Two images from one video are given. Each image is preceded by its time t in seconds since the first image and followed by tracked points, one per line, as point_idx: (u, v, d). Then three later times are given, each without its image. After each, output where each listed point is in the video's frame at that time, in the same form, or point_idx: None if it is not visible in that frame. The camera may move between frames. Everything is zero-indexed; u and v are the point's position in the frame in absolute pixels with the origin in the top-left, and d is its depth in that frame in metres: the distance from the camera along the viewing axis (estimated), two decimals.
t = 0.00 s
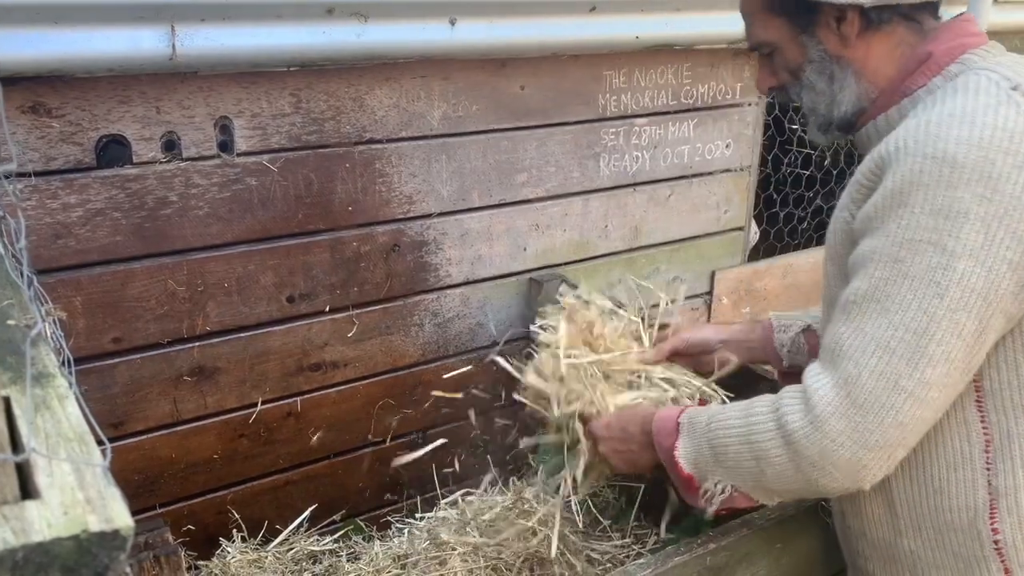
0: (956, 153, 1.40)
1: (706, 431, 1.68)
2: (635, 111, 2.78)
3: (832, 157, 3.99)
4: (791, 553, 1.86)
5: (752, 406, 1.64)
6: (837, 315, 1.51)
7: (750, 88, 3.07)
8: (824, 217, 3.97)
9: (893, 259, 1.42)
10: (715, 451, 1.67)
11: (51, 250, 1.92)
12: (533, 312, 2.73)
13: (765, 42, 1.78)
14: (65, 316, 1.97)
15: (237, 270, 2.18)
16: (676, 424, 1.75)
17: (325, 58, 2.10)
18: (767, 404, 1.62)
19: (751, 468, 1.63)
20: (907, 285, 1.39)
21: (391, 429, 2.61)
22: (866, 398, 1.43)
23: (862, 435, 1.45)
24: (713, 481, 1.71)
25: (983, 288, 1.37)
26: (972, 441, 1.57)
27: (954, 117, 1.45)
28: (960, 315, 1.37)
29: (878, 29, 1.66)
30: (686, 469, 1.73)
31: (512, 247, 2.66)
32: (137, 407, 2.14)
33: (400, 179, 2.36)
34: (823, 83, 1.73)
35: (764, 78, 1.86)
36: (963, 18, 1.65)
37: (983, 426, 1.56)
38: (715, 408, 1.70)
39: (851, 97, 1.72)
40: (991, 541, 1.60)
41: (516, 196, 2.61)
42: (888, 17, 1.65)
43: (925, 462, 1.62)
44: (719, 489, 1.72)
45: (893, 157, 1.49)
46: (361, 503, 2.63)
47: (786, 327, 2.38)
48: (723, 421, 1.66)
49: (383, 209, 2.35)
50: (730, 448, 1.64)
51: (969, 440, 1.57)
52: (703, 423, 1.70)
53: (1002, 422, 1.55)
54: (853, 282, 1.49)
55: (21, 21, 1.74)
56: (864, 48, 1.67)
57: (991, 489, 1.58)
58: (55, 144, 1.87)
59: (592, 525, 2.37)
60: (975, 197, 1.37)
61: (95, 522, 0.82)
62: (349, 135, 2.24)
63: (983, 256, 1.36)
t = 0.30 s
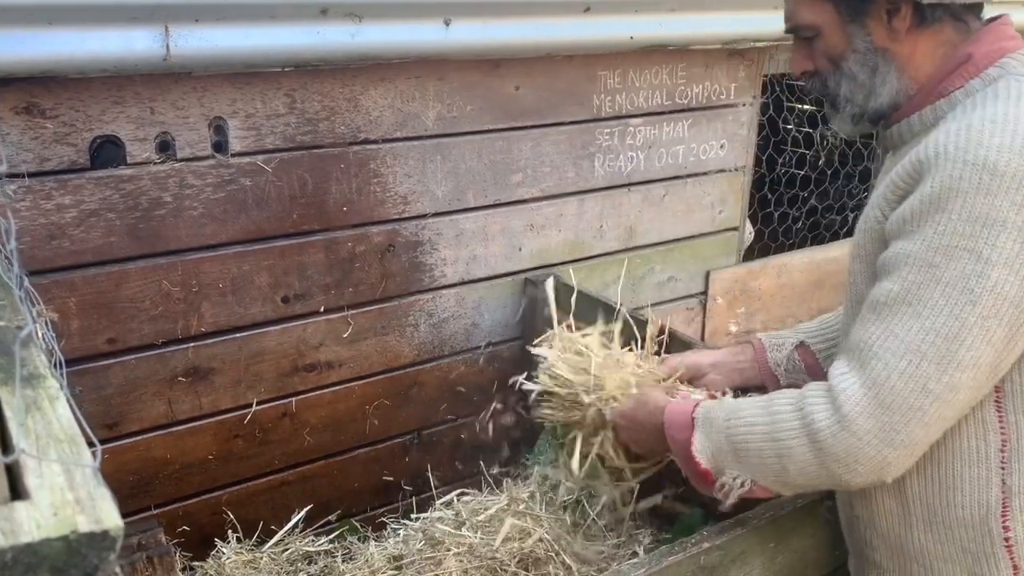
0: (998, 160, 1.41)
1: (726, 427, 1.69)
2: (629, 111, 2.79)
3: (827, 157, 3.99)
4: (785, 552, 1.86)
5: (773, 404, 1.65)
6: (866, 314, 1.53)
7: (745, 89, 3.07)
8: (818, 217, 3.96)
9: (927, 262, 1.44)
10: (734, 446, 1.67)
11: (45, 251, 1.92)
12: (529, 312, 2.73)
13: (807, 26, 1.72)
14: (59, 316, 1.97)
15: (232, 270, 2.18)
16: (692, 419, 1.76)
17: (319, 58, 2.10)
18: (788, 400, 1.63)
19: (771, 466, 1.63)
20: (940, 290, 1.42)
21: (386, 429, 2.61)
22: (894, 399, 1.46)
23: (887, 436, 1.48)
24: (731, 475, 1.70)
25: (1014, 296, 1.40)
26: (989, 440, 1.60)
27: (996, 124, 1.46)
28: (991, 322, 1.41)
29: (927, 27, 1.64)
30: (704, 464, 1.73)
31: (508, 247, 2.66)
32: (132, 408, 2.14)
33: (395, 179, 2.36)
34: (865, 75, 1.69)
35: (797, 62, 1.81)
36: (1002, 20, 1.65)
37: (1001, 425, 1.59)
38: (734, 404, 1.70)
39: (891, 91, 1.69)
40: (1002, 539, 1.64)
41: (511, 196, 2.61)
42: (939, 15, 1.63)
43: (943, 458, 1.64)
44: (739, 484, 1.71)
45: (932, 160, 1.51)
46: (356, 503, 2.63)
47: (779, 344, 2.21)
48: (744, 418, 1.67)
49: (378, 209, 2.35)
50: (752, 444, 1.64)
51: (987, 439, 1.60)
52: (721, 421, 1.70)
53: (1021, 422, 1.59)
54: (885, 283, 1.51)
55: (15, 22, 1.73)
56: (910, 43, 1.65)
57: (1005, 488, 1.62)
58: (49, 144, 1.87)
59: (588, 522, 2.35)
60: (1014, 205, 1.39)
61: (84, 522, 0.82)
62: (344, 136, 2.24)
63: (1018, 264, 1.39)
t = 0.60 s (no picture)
0: (1016, 171, 1.44)
1: (733, 427, 1.74)
2: (621, 113, 2.79)
3: (818, 159, 4.01)
4: (776, 554, 1.87)
5: (783, 411, 1.70)
6: (880, 321, 1.58)
7: (735, 91, 3.08)
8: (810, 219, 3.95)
9: (943, 273, 1.48)
10: (744, 451, 1.73)
11: (36, 254, 1.91)
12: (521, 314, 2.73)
13: (826, 19, 1.73)
14: (49, 319, 1.97)
15: (223, 273, 2.17)
16: (698, 423, 1.80)
17: (310, 61, 2.10)
18: (800, 405, 1.69)
19: (784, 470, 1.69)
20: (956, 301, 1.47)
21: (378, 432, 2.61)
22: (911, 409, 1.51)
23: (905, 444, 1.54)
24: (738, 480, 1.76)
25: None
26: (995, 445, 1.60)
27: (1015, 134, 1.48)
28: (1008, 333, 1.45)
29: (946, 28, 1.67)
30: (710, 469, 1.78)
31: (499, 249, 2.66)
32: (123, 411, 2.14)
33: (387, 182, 2.36)
34: (882, 71, 1.71)
35: (812, 57, 1.81)
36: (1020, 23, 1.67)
37: (1009, 432, 1.59)
38: (743, 408, 1.75)
39: (907, 89, 1.71)
40: (1004, 543, 1.65)
41: (503, 199, 2.62)
42: (960, 16, 1.65)
43: (948, 461, 1.65)
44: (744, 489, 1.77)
45: (947, 169, 1.54)
46: (348, 505, 2.63)
47: (768, 316, 2.37)
48: (754, 424, 1.72)
49: (370, 211, 2.35)
50: (763, 452, 1.70)
51: (993, 443, 1.60)
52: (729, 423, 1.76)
53: None
54: (900, 290, 1.55)
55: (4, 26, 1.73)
56: (928, 43, 1.68)
57: (1007, 492, 1.62)
58: (39, 148, 1.87)
59: (581, 525, 2.39)
60: None
61: (66, 526, 0.82)
62: (335, 138, 2.24)
63: None
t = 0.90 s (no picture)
0: (1006, 185, 1.45)
1: (718, 424, 1.76)
2: (607, 120, 2.80)
3: (804, 165, 4.03)
4: (760, 559, 1.87)
5: (767, 407, 1.72)
6: (866, 326, 1.60)
7: (721, 97, 3.10)
8: (795, 224, 3.98)
9: (931, 282, 1.49)
10: (728, 444, 1.74)
11: (20, 263, 1.91)
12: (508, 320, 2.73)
13: (826, 22, 1.73)
14: (34, 327, 1.96)
15: (208, 281, 2.17)
16: (687, 414, 1.80)
17: (297, 69, 2.10)
18: (785, 404, 1.70)
19: (765, 465, 1.71)
20: (941, 310, 1.48)
21: (364, 439, 2.60)
22: (892, 412, 1.53)
23: (883, 446, 1.56)
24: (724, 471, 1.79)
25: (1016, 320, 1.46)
26: (978, 451, 1.62)
27: (1007, 147, 1.49)
28: (991, 343, 1.47)
29: (946, 35, 1.66)
30: (696, 460, 1.79)
31: (486, 256, 2.67)
32: (108, 419, 2.14)
33: (373, 189, 2.37)
34: (882, 76, 1.71)
35: (811, 59, 1.80)
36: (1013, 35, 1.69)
37: (992, 438, 1.61)
38: (725, 404, 1.76)
39: (906, 93, 1.70)
40: (985, 548, 1.66)
41: (490, 205, 2.62)
42: (963, 23, 1.65)
43: (934, 466, 1.66)
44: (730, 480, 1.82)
45: (939, 179, 1.55)
46: (336, 512, 2.63)
47: (750, 323, 2.37)
48: (737, 419, 1.73)
49: (356, 218, 2.35)
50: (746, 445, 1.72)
51: (978, 450, 1.62)
52: (713, 417, 1.77)
53: (1011, 435, 1.60)
54: (888, 296, 1.57)
55: None
56: (929, 48, 1.68)
57: (990, 497, 1.64)
58: (23, 156, 1.87)
59: (568, 530, 2.39)
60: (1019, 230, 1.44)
61: (39, 540, 0.83)
62: (321, 145, 2.25)
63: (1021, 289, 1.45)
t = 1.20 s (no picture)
0: (1001, 199, 1.45)
1: (711, 437, 1.75)
2: (591, 126, 2.81)
3: (788, 171, 4.05)
4: (745, 564, 1.88)
5: (760, 422, 1.72)
6: (861, 339, 1.60)
7: (705, 104, 3.12)
8: (779, 229, 4.00)
9: (926, 296, 1.50)
10: (721, 462, 1.74)
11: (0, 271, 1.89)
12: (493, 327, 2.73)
13: (814, 31, 1.71)
14: (15, 337, 1.95)
15: (191, 289, 2.16)
16: (676, 432, 1.80)
17: (280, 76, 2.09)
18: (778, 417, 1.70)
19: (760, 481, 1.71)
20: (938, 324, 1.49)
21: (350, 447, 2.59)
22: (888, 426, 1.54)
23: (879, 459, 1.57)
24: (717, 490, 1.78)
25: (1011, 333, 1.47)
26: (971, 461, 1.63)
27: (999, 159, 1.50)
28: (986, 355, 1.47)
29: (934, 44, 1.66)
30: (688, 478, 1.78)
31: (472, 262, 2.66)
32: (91, 430, 2.12)
33: (358, 196, 2.36)
34: (872, 86, 1.70)
35: (797, 66, 1.79)
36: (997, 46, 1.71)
37: (982, 448, 1.62)
38: (718, 416, 1.77)
39: (894, 102, 1.71)
40: (976, 557, 1.67)
41: (475, 212, 2.62)
42: (952, 32, 1.65)
43: (924, 476, 1.67)
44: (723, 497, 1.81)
45: (932, 192, 1.55)
46: (321, 521, 2.62)
47: (741, 334, 2.37)
48: (731, 434, 1.73)
49: (340, 225, 2.35)
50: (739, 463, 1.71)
51: (967, 459, 1.63)
52: (704, 430, 1.76)
53: (1001, 444, 1.61)
54: (882, 309, 1.57)
55: None
56: (917, 58, 1.67)
57: (981, 506, 1.65)
58: (3, 164, 1.85)
59: (555, 536, 2.38)
60: (1014, 244, 1.44)
61: (12, 557, 0.85)
62: (305, 152, 2.24)
63: (1016, 303, 1.45)
